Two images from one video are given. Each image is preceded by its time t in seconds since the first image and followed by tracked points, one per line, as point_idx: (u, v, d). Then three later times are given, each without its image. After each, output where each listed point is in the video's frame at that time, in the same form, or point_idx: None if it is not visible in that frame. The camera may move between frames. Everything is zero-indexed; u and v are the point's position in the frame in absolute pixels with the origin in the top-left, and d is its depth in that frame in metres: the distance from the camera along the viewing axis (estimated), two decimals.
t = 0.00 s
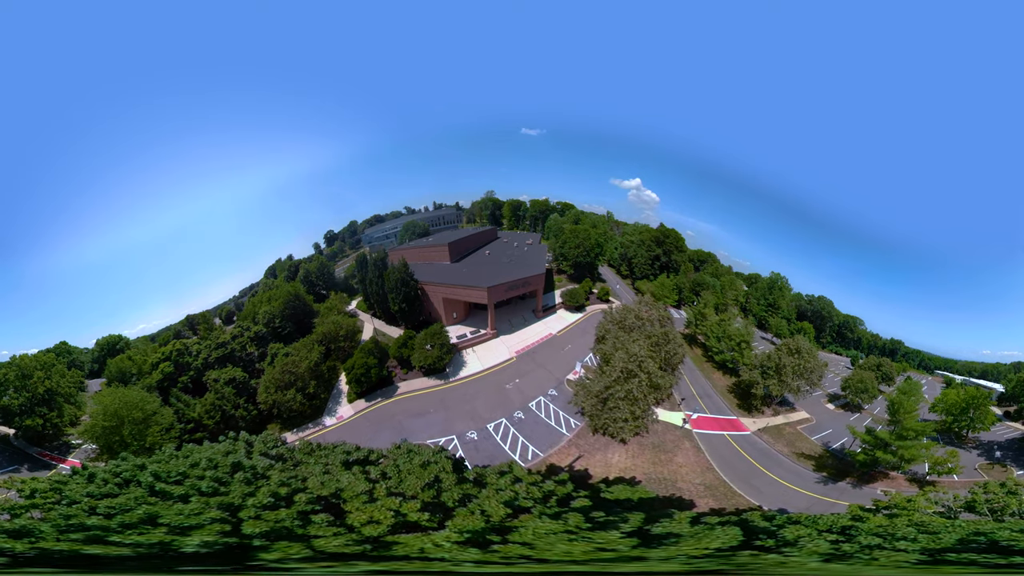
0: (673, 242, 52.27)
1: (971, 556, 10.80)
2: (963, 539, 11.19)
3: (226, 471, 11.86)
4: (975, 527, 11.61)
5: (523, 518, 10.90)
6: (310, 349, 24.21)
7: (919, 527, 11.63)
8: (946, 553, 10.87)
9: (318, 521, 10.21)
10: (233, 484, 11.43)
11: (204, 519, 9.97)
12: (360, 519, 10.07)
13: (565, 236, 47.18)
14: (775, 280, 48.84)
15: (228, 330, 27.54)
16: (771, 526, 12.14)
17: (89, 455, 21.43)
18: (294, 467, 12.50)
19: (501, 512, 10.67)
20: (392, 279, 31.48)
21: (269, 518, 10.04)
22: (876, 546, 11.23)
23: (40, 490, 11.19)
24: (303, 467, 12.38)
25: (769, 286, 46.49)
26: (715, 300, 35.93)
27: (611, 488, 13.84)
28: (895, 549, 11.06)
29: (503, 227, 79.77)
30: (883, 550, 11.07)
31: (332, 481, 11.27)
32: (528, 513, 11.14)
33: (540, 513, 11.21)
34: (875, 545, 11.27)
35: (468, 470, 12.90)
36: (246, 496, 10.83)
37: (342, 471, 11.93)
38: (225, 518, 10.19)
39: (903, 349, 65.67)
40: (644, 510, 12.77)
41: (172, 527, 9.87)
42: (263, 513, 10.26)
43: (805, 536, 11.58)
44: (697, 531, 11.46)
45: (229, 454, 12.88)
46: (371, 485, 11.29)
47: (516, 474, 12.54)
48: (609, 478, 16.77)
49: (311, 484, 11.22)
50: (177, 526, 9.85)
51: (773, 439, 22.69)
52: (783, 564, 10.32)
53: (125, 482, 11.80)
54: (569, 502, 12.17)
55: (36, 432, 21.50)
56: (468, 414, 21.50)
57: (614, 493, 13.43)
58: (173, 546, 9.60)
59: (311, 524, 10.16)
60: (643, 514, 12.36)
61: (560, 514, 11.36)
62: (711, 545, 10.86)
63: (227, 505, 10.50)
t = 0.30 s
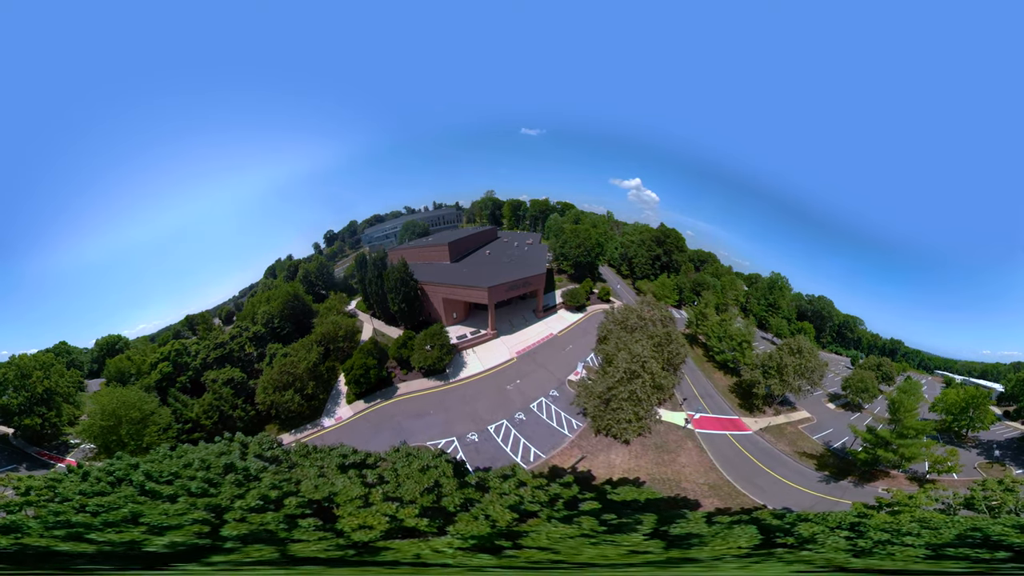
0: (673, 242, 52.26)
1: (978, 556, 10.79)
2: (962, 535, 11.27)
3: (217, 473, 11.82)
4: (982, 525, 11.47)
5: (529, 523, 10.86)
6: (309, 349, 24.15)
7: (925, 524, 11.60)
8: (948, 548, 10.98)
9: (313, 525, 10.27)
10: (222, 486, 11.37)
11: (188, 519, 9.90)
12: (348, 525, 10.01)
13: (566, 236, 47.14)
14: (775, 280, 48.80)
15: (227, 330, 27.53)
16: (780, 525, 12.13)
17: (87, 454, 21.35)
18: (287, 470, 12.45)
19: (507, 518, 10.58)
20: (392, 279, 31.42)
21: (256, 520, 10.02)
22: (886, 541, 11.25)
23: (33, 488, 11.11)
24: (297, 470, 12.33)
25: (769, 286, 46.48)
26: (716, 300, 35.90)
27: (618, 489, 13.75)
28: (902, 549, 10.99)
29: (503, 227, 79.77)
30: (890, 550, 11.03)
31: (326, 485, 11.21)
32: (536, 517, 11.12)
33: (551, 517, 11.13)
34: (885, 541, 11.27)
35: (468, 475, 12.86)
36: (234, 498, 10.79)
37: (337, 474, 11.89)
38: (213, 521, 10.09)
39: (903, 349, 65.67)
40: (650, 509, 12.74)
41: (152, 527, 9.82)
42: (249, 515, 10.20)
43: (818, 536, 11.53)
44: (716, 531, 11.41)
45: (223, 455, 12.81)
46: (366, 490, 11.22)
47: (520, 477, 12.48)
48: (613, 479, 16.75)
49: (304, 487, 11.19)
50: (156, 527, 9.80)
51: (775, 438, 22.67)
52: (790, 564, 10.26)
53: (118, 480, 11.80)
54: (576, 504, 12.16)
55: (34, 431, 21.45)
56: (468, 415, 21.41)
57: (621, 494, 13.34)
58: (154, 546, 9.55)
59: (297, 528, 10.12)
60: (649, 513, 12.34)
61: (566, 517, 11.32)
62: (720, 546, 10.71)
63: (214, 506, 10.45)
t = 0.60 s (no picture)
0: (674, 242, 52.26)
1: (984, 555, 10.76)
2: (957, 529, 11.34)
3: (209, 474, 11.75)
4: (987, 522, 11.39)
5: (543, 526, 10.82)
6: (308, 350, 24.11)
7: (931, 520, 11.61)
8: (947, 543, 11.05)
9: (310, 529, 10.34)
10: (211, 487, 11.36)
11: (172, 521, 9.99)
12: (336, 531, 9.99)
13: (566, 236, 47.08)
14: (775, 280, 48.74)
15: (226, 331, 27.50)
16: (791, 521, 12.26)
17: (85, 454, 21.25)
18: (282, 472, 12.40)
19: (516, 523, 10.50)
20: (392, 279, 31.36)
21: (238, 523, 10.02)
22: (892, 535, 11.35)
23: (27, 485, 11.06)
24: (292, 473, 12.25)
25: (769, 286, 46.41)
26: (717, 300, 35.84)
27: (628, 488, 13.73)
28: (909, 549, 10.94)
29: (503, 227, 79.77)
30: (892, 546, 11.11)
31: (321, 490, 11.22)
32: (547, 521, 11.04)
33: (568, 521, 11.07)
34: (892, 536, 11.32)
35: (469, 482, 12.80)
36: (222, 500, 10.79)
37: (333, 478, 11.92)
38: (197, 522, 10.11)
39: (903, 349, 65.62)
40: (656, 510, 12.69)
41: (136, 527, 9.91)
42: (235, 518, 10.19)
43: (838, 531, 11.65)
44: (728, 532, 11.44)
45: (217, 457, 12.76)
46: (362, 495, 11.17)
47: (527, 480, 12.31)
48: (617, 480, 16.68)
49: (297, 489, 11.20)
50: (139, 526, 9.91)
51: (777, 437, 22.64)
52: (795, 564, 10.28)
53: (111, 479, 11.75)
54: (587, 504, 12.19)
55: (32, 431, 21.38)
56: (470, 417, 21.36)
57: (628, 495, 13.23)
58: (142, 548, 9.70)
59: (282, 532, 10.06)
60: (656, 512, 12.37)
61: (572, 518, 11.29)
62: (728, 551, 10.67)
63: (200, 508, 10.48)
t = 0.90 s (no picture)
0: (674, 243, 52.28)
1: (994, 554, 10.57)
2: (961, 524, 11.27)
3: (201, 474, 11.78)
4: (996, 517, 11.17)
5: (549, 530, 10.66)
6: (307, 351, 24.11)
7: (936, 517, 11.61)
8: (953, 539, 10.75)
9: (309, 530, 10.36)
10: (201, 488, 11.36)
11: (156, 519, 9.91)
12: (320, 535, 9.80)
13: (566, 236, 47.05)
14: (775, 280, 48.70)
15: (225, 331, 27.48)
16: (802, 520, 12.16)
17: (83, 453, 21.14)
18: (276, 475, 12.40)
19: (520, 528, 10.33)
20: (392, 279, 31.31)
21: (219, 523, 9.84)
22: (902, 531, 11.26)
23: (24, 483, 11.34)
24: (285, 475, 12.27)
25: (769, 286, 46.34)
26: (718, 300, 35.82)
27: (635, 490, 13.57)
28: (918, 545, 10.86)
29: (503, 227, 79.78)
30: (899, 541, 10.98)
31: (313, 492, 11.20)
32: (554, 526, 10.82)
33: (575, 524, 10.99)
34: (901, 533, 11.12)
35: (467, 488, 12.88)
36: (210, 500, 10.78)
37: (329, 480, 11.89)
38: (182, 521, 10.03)
39: (903, 349, 65.58)
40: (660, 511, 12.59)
41: (117, 525, 9.78)
42: (220, 518, 10.11)
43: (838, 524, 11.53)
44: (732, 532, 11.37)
45: (211, 457, 12.85)
46: (355, 498, 11.17)
47: (529, 484, 12.24)
48: (620, 482, 16.65)
49: (289, 492, 11.25)
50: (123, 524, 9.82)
51: (778, 437, 22.62)
52: (802, 556, 10.00)
53: (104, 478, 11.93)
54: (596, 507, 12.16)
55: (31, 431, 21.32)
56: (470, 418, 21.29)
57: (634, 497, 12.64)
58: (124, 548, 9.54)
59: (263, 534, 9.86)
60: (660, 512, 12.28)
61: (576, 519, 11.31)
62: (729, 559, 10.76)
63: (186, 507, 10.42)
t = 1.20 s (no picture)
0: (675, 243, 52.25)
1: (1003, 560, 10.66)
2: (958, 521, 11.42)
3: (192, 475, 11.78)
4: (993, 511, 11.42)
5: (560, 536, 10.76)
6: (305, 351, 24.07)
7: (935, 513, 11.75)
8: (954, 534, 11.22)
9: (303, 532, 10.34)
10: (190, 488, 11.43)
11: (139, 518, 10.19)
12: (298, 547, 10.05)
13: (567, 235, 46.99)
14: (775, 280, 48.67)
15: (225, 331, 27.42)
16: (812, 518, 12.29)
17: (82, 453, 21.06)
18: (270, 476, 12.37)
19: (531, 532, 10.62)
20: (391, 279, 31.27)
21: (201, 524, 10.10)
22: (907, 526, 11.48)
23: (21, 480, 11.69)
24: (280, 478, 12.21)
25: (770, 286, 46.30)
26: (718, 300, 35.77)
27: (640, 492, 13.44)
28: (922, 542, 11.16)
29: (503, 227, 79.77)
30: (905, 538, 11.23)
31: (305, 496, 11.14)
32: (566, 529, 11.02)
33: (588, 528, 11.14)
34: (906, 528, 11.43)
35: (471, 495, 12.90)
36: (198, 500, 10.88)
37: (324, 484, 11.74)
38: (165, 521, 10.27)
39: (903, 349, 65.57)
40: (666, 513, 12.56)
41: (106, 524, 10.14)
42: (204, 520, 10.28)
43: (845, 520, 11.76)
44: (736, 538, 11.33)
45: (206, 457, 12.80)
46: (349, 502, 11.08)
47: (535, 488, 12.30)
48: (624, 483, 16.60)
49: (281, 493, 11.23)
50: (111, 521, 10.19)
51: (780, 436, 22.56)
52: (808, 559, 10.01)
53: (99, 477, 12.04)
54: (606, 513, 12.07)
55: (30, 430, 21.26)
56: (471, 420, 21.23)
57: (641, 497, 13.04)
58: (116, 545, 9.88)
59: (243, 537, 10.02)
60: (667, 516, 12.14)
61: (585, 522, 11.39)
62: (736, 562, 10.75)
63: (172, 506, 10.57)
